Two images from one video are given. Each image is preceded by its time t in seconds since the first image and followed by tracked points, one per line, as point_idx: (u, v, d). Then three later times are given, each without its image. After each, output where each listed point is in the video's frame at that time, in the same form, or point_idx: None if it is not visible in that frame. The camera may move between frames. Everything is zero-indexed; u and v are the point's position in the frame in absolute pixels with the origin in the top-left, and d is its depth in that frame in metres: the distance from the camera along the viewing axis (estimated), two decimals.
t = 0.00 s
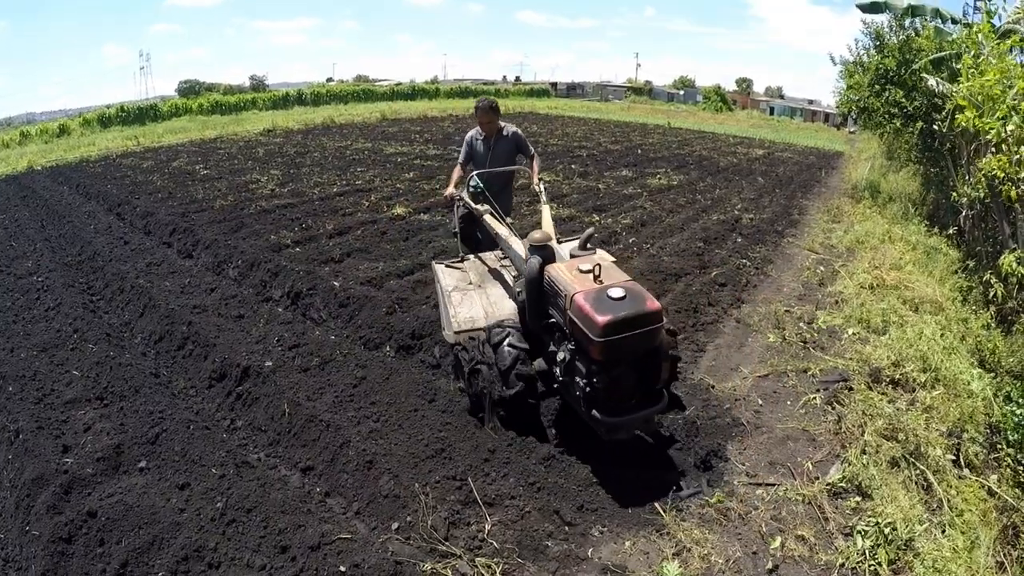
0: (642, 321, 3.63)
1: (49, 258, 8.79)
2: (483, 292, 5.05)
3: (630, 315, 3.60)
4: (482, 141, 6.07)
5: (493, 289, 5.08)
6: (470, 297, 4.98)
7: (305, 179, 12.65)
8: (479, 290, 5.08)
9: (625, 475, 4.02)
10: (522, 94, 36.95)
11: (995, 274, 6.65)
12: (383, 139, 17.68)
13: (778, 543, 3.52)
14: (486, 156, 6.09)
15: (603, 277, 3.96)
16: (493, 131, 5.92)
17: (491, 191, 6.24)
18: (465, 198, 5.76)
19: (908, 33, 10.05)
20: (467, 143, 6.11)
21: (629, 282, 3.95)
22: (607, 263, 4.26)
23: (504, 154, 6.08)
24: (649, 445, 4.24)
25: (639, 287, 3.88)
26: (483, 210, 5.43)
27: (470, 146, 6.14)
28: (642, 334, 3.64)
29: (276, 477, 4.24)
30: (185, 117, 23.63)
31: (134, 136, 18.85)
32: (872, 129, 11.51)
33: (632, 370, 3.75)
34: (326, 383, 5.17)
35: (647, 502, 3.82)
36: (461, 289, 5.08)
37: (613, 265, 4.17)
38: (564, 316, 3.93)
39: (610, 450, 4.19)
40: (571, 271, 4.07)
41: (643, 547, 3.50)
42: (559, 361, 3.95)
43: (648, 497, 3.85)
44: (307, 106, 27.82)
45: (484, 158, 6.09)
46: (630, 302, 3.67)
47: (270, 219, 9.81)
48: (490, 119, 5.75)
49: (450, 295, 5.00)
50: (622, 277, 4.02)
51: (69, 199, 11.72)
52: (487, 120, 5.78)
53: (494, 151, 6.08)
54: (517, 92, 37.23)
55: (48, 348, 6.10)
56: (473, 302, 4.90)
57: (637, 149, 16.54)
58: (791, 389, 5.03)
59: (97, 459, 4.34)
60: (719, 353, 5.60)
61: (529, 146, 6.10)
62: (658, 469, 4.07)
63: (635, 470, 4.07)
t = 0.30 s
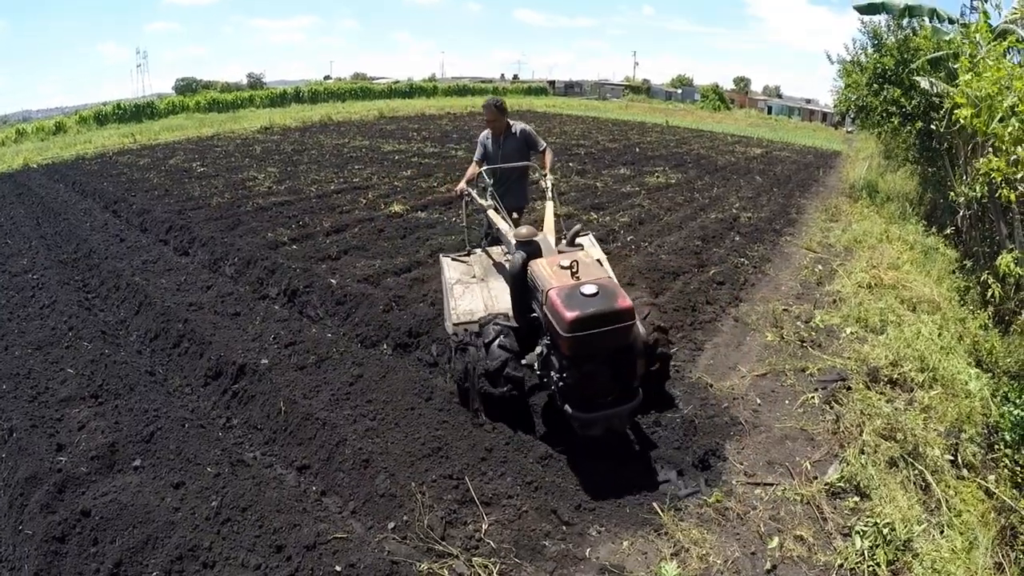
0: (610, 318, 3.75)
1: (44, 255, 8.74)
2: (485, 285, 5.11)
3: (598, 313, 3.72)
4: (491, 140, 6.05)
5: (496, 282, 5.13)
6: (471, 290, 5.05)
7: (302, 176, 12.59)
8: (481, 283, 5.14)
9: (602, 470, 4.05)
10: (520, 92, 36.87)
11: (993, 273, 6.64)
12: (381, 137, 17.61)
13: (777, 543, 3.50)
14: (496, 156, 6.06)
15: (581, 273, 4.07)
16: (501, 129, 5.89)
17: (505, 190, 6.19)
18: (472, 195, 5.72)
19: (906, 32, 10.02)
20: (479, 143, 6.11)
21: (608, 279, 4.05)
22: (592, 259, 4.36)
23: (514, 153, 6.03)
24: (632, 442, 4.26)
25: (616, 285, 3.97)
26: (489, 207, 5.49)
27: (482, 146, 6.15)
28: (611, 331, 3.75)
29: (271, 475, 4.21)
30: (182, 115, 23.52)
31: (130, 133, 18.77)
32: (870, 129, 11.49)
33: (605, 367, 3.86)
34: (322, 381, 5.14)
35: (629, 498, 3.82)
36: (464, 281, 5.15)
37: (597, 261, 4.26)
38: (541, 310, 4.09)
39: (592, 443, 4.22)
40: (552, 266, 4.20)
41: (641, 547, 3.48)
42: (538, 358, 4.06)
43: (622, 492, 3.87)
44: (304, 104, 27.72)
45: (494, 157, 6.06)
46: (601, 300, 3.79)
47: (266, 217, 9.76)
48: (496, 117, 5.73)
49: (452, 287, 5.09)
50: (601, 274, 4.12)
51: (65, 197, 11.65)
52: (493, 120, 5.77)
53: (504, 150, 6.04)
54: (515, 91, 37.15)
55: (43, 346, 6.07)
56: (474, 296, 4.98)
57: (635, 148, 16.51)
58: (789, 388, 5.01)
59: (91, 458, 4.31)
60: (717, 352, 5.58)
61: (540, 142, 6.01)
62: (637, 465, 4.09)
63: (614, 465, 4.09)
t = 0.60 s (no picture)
0: (584, 319, 3.75)
1: (38, 255, 8.68)
2: (488, 280, 5.08)
3: (569, 313, 3.74)
4: (504, 137, 6.03)
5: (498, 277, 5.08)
6: (473, 285, 5.02)
7: (297, 175, 12.54)
8: (484, 278, 5.10)
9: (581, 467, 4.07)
10: (515, 91, 36.84)
11: (989, 272, 6.65)
12: (376, 136, 17.55)
13: (777, 543, 3.49)
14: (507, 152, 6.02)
15: (562, 273, 4.09)
16: (512, 125, 5.87)
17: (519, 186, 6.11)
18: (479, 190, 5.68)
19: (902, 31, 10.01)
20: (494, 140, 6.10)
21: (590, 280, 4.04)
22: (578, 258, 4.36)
23: (526, 148, 5.98)
24: (616, 440, 4.25)
25: (596, 286, 3.97)
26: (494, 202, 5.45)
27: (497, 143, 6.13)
28: (583, 332, 3.76)
29: (267, 477, 4.17)
30: (177, 113, 23.41)
31: (125, 132, 18.67)
32: (866, 127, 11.50)
33: (579, 366, 3.93)
34: (318, 381, 5.11)
35: (625, 498, 3.80)
36: (466, 276, 5.12)
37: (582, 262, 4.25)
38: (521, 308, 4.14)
39: (574, 439, 4.22)
40: (536, 264, 4.23)
41: (641, 547, 3.46)
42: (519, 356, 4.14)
43: (594, 487, 3.89)
44: (299, 103, 27.63)
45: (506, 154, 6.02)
46: (574, 300, 3.80)
47: (261, 216, 9.71)
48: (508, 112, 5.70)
49: (454, 281, 5.07)
50: (582, 274, 4.12)
51: (59, 196, 11.58)
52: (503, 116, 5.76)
53: (517, 147, 6.00)
54: (510, 89, 37.12)
55: (37, 346, 6.02)
56: (475, 291, 4.95)
57: (630, 146, 16.49)
58: (788, 387, 4.99)
59: (86, 460, 4.27)
60: (715, 351, 5.56)
61: (552, 136, 5.94)
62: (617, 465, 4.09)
63: (593, 463, 4.10)
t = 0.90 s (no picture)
0: (557, 320, 3.77)
1: (30, 258, 8.59)
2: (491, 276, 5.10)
3: (543, 315, 3.75)
4: (522, 136, 5.95)
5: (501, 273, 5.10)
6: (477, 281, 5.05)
7: (289, 176, 12.46)
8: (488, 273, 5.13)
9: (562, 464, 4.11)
10: (507, 90, 36.80)
11: (984, 269, 6.67)
12: (368, 136, 17.48)
13: (779, 542, 3.48)
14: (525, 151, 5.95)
15: (544, 270, 4.07)
16: (530, 125, 5.78)
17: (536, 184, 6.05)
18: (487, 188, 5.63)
19: (895, 28, 10.02)
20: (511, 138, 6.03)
21: (568, 279, 4.03)
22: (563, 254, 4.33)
23: (544, 148, 5.89)
24: (601, 437, 4.27)
25: (574, 287, 3.96)
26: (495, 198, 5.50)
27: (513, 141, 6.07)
28: (556, 333, 3.78)
29: (264, 482, 4.13)
30: (168, 114, 23.26)
31: (116, 133, 18.54)
32: (858, 125, 11.52)
33: (556, 367, 3.97)
34: (314, 384, 5.07)
35: (626, 500, 3.77)
36: (469, 272, 5.15)
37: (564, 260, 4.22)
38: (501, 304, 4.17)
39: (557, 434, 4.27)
40: (519, 261, 4.23)
41: (643, 549, 3.44)
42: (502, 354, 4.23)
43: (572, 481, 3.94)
44: (290, 103, 27.51)
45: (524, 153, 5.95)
46: (549, 301, 3.80)
47: (254, 217, 9.65)
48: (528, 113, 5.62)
49: (457, 277, 5.09)
50: (564, 271, 4.10)
51: (50, 198, 11.47)
52: (521, 117, 5.69)
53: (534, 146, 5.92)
54: (502, 88, 37.08)
55: (29, 351, 5.95)
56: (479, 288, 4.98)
57: (623, 145, 16.47)
58: (785, 386, 4.97)
59: (80, 467, 4.22)
60: (712, 350, 5.55)
61: (572, 135, 5.83)
62: (599, 462, 4.11)
63: (575, 459, 4.14)
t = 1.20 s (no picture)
0: (532, 323, 3.76)
1: (18, 264, 8.49)
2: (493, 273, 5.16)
3: (518, 317, 3.75)
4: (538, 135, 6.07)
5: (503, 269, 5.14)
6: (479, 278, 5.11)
7: (279, 177, 12.38)
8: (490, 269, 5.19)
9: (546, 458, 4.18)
10: (496, 90, 36.76)
11: (976, 264, 6.70)
12: (358, 136, 17.41)
13: (782, 542, 3.47)
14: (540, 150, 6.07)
15: (527, 271, 4.05)
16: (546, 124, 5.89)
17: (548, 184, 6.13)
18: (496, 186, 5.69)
19: (885, 25, 10.05)
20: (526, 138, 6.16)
21: (551, 280, 4.00)
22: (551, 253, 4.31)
23: (558, 147, 5.99)
24: (588, 432, 4.34)
25: (554, 289, 3.93)
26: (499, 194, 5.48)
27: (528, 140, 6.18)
28: (533, 336, 3.77)
29: (261, 490, 4.09)
30: (156, 116, 23.07)
31: (104, 136, 18.38)
32: (848, 122, 11.55)
33: (533, 368, 3.96)
34: (308, 389, 5.02)
35: (627, 502, 3.74)
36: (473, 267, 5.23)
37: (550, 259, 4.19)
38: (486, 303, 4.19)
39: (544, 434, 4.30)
40: (504, 260, 4.23)
41: (646, 551, 3.42)
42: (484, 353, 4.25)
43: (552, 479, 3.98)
44: (279, 104, 27.36)
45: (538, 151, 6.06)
46: (526, 304, 3.80)
47: (244, 219, 9.57)
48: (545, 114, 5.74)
49: (462, 272, 5.18)
50: (547, 271, 4.07)
51: (38, 203, 11.35)
52: (537, 116, 5.81)
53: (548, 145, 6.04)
54: (491, 87, 37.04)
55: (19, 359, 5.87)
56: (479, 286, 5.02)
57: (613, 143, 16.47)
58: (782, 383, 4.97)
59: (73, 477, 4.16)
60: (708, 349, 5.54)
61: (586, 136, 5.94)
62: (584, 458, 4.17)
63: (561, 454, 4.20)
